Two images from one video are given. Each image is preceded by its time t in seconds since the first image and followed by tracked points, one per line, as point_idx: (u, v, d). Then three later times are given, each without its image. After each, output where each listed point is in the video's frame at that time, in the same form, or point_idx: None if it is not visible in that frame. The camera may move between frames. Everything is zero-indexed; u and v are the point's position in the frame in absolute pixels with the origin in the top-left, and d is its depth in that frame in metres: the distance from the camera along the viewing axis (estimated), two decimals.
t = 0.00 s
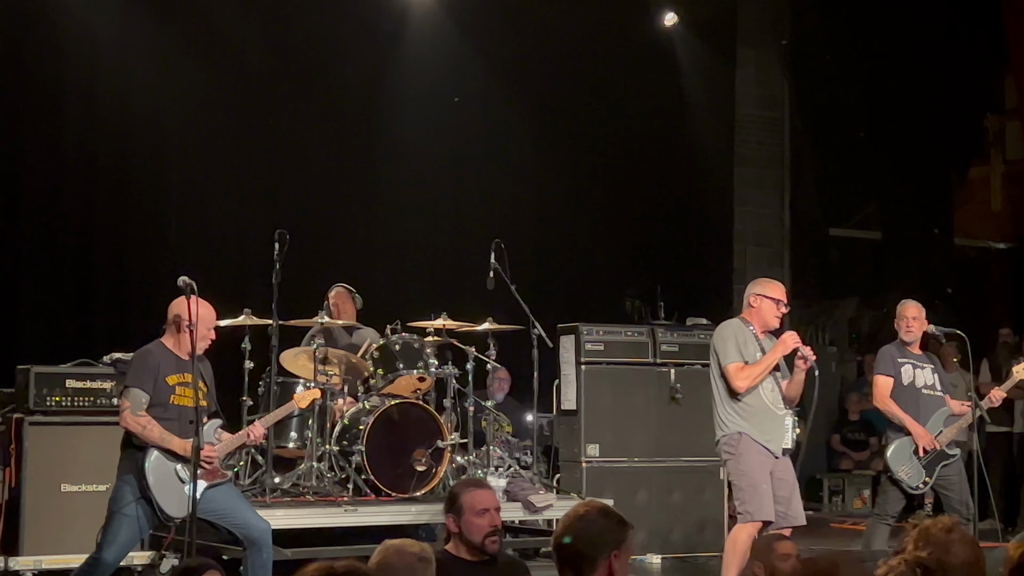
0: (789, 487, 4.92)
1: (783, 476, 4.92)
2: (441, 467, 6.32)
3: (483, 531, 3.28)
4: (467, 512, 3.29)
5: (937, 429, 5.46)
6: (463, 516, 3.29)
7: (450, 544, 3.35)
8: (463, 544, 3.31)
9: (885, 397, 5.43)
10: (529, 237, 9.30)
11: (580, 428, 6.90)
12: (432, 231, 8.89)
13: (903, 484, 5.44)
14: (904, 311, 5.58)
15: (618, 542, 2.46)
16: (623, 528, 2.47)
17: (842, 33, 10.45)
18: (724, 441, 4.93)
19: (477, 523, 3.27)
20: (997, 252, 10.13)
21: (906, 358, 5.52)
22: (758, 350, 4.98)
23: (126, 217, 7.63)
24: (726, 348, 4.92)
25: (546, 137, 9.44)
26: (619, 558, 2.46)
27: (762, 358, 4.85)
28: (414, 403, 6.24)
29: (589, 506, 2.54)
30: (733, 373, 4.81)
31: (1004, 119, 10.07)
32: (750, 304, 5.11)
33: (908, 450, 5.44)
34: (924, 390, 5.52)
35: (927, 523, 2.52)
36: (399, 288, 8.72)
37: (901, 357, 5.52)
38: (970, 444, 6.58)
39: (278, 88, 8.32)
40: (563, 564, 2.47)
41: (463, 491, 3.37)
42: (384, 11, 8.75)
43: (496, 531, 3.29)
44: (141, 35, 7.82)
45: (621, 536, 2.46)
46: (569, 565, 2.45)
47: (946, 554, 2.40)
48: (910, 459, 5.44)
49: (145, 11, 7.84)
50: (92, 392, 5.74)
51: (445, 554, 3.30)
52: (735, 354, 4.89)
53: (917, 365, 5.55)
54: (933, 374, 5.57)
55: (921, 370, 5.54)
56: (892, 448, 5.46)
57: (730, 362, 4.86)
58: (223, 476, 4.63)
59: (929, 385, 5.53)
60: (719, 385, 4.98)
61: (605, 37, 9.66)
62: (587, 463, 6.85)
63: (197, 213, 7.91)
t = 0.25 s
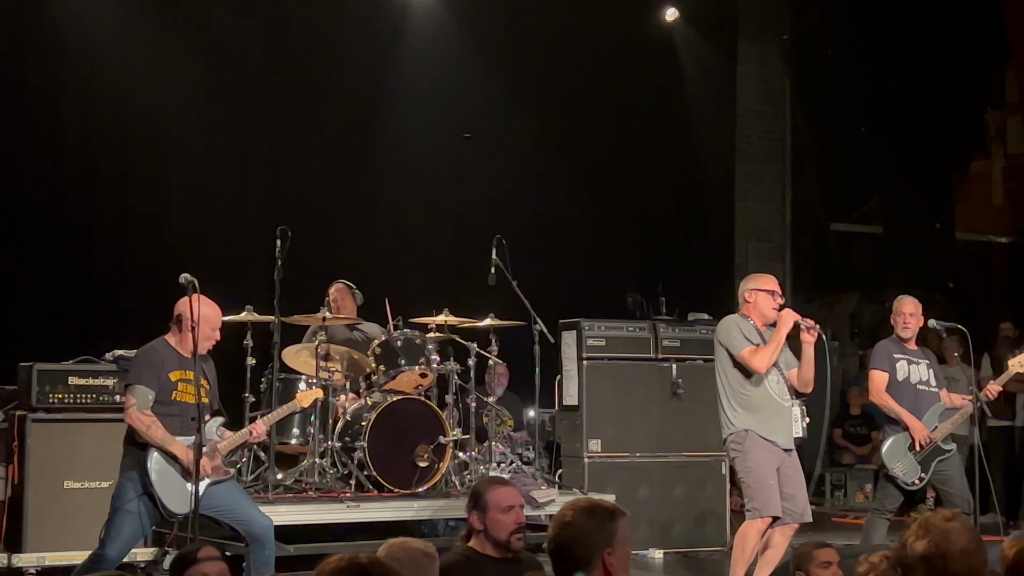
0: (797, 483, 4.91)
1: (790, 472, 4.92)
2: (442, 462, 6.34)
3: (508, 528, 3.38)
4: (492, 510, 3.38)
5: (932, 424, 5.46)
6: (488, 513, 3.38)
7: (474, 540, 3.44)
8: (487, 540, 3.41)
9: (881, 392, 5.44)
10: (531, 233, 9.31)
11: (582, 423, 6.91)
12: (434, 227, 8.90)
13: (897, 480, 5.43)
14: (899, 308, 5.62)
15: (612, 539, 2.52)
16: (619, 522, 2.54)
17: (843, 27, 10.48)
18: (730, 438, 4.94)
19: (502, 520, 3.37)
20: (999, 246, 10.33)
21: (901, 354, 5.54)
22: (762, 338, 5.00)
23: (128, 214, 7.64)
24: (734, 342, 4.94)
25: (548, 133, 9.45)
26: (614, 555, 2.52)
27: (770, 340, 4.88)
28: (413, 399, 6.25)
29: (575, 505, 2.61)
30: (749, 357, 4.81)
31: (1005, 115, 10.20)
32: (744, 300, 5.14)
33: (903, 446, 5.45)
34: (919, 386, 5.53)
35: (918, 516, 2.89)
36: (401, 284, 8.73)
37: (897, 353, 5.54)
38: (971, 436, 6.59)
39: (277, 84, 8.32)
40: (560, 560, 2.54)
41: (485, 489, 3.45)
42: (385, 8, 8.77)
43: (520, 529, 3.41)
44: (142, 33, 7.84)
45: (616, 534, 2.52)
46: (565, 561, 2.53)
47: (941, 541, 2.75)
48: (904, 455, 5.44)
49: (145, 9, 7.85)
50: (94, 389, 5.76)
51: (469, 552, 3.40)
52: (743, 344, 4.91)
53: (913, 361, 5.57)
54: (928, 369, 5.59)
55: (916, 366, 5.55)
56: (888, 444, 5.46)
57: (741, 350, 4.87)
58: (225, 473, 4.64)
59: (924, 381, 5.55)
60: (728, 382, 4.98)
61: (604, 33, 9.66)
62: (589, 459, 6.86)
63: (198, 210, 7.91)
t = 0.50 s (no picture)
0: (792, 477, 4.94)
1: (786, 468, 4.94)
2: (441, 456, 6.34)
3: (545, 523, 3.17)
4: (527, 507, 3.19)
5: (930, 418, 5.45)
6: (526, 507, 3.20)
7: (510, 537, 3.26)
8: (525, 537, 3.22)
9: (879, 384, 5.44)
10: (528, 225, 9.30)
11: (580, 416, 6.91)
12: (431, 220, 8.89)
13: (897, 472, 5.43)
14: (897, 299, 5.62)
15: (590, 530, 2.34)
16: (600, 512, 2.37)
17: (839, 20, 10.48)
18: (726, 432, 4.94)
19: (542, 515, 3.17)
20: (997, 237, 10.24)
21: (899, 346, 5.55)
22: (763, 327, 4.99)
23: (126, 208, 7.63)
24: (738, 333, 4.91)
25: (545, 125, 9.43)
26: (592, 547, 2.33)
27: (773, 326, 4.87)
28: (412, 393, 6.24)
29: (558, 495, 2.43)
30: (758, 346, 4.79)
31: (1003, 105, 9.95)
32: (742, 292, 5.13)
33: (902, 439, 5.45)
34: (918, 378, 5.53)
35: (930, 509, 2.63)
36: (399, 276, 8.73)
37: (895, 345, 5.55)
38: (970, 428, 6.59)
39: (273, 78, 8.30)
40: (540, 552, 2.36)
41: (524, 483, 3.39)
42: None
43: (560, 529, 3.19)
44: (138, 26, 7.81)
45: (595, 525, 2.35)
46: (547, 553, 2.35)
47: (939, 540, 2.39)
48: (903, 447, 5.44)
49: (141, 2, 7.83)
50: (91, 383, 5.75)
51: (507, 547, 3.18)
52: (748, 335, 4.89)
53: (909, 353, 5.57)
54: (926, 361, 5.59)
55: (913, 358, 5.55)
56: (887, 437, 5.47)
57: (749, 340, 4.85)
58: (222, 466, 4.62)
59: (922, 373, 5.55)
60: (728, 377, 4.96)
61: (601, 26, 9.65)
62: (587, 451, 6.86)
63: (196, 205, 7.90)
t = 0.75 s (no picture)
0: (788, 471, 4.93)
1: (781, 462, 4.93)
2: (441, 451, 6.34)
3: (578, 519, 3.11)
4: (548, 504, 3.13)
5: (931, 412, 5.46)
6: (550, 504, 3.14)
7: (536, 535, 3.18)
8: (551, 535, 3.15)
9: (878, 379, 5.46)
10: (527, 220, 9.30)
11: (580, 410, 6.91)
12: (430, 215, 8.89)
13: (897, 467, 5.42)
14: (903, 290, 5.62)
15: (578, 531, 2.29)
16: (593, 516, 2.31)
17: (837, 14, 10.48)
18: (721, 429, 4.95)
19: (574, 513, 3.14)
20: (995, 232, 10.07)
21: (900, 340, 5.57)
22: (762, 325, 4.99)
23: (124, 204, 7.63)
24: (736, 333, 4.92)
25: (543, 120, 9.42)
26: (576, 548, 2.28)
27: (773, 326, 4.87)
28: (412, 388, 6.24)
29: (557, 494, 2.39)
30: (758, 348, 4.80)
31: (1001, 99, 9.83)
32: (743, 289, 5.13)
33: (902, 434, 5.44)
34: (918, 373, 5.55)
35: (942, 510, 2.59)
36: (398, 271, 8.72)
37: (895, 339, 5.56)
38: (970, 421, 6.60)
39: (270, 74, 8.28)
40: (530, 549, 2.32)
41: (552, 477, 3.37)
42: None
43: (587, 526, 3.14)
44: (135, 22, 7.80)
45: (585, 526, 2.29)
46: (535, 551, 2.30)
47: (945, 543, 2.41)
48: (903, 442, 5.43)
49: None
50: (91, 380, 5.75)
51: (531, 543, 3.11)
52: (747, 334, 4.89)
53: (911, 347, 5.59)
54: (926, 355, 5.60)
55: (914, 352, 5.57)
56: (886, 432, 5.46)
57: (747, 340, 4.86)
58: (222, 462, 4.63)
59: (922, 367, 5.57)
60: (724, 375, 4.97)
61: (599, 20, 9.63)
62: (587, 446, 6.87)
63: (194, 201, 7.90)
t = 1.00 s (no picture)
0: (784, 467, 4.93)
1: (777, 459, 4.93)
2: (438, 448, 6.32)
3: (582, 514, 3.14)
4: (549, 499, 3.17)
5: (929, 409, 5.46)
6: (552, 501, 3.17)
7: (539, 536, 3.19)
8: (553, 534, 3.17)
9: (877, 376, 5.46)
10: (525, 217, 9.29)
11: (578, 407, 6.92)
12: (428, 212, 8.88)
13: (896, 464, 5.42)
14: (904, 286, 5.60)
15: (568, 530, 2.31)
16: (581, 514, 2.33)
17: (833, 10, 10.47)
18: (716, 427, 4.95)
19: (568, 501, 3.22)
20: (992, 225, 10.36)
21: (899, 337, 5.55)
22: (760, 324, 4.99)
23: (121, 203, 7.62)
24: (734, 333, 4.91)
25: (541, 117, 9.42)
26: (566, 548, 2.30)
27: (771, 325, 4.86)
28: (410, 386, 6.23)
29: (545, 495, 2.42)
30: (755, 348, 4.80)
31: (999, 93, 10.13)
32: (742, 286, 5.13)
33: (901, 431, 5.44)
34: (918, 369, 5.54)
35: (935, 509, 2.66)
36: (397, 269, 8.71)
37: (894, 336, 5.55)
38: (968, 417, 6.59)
39: (268, 72, 8.27)
40: (522, 550, 2.35)
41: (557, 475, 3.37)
42: None
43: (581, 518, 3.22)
44: (130, 19, 7.79)
45: (574, 525, 2.31)
46: (526, 549, 2.34)
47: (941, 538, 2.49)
48: (902, 439, 5.44)
49: None
50: (88, 378, 5.74)
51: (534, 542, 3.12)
52: (744, 335, 4.89)
53: (910, 344, 5.57)
54: (926, 352, 5.59)
55: (914, 349, 5.55)
56: (886, 429, 5.47)
57: (745, 341, 4.85)
58: (222, 462, 4.63)
59: (922, 364, 5.55)
60: (720, 373, 4.97)
61: (596, 17, 9.63)
62: (586, 443, 6.87)
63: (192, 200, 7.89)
